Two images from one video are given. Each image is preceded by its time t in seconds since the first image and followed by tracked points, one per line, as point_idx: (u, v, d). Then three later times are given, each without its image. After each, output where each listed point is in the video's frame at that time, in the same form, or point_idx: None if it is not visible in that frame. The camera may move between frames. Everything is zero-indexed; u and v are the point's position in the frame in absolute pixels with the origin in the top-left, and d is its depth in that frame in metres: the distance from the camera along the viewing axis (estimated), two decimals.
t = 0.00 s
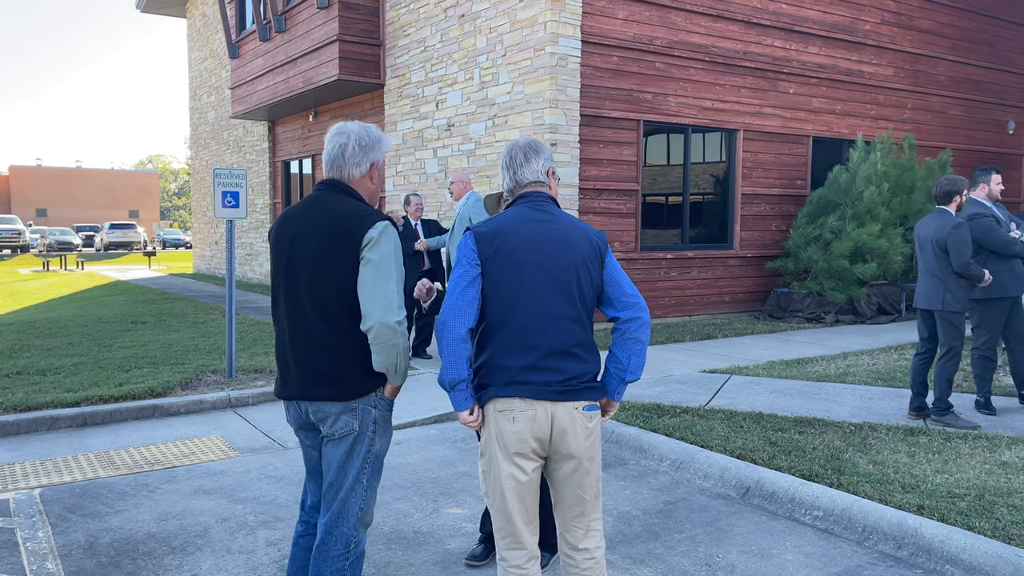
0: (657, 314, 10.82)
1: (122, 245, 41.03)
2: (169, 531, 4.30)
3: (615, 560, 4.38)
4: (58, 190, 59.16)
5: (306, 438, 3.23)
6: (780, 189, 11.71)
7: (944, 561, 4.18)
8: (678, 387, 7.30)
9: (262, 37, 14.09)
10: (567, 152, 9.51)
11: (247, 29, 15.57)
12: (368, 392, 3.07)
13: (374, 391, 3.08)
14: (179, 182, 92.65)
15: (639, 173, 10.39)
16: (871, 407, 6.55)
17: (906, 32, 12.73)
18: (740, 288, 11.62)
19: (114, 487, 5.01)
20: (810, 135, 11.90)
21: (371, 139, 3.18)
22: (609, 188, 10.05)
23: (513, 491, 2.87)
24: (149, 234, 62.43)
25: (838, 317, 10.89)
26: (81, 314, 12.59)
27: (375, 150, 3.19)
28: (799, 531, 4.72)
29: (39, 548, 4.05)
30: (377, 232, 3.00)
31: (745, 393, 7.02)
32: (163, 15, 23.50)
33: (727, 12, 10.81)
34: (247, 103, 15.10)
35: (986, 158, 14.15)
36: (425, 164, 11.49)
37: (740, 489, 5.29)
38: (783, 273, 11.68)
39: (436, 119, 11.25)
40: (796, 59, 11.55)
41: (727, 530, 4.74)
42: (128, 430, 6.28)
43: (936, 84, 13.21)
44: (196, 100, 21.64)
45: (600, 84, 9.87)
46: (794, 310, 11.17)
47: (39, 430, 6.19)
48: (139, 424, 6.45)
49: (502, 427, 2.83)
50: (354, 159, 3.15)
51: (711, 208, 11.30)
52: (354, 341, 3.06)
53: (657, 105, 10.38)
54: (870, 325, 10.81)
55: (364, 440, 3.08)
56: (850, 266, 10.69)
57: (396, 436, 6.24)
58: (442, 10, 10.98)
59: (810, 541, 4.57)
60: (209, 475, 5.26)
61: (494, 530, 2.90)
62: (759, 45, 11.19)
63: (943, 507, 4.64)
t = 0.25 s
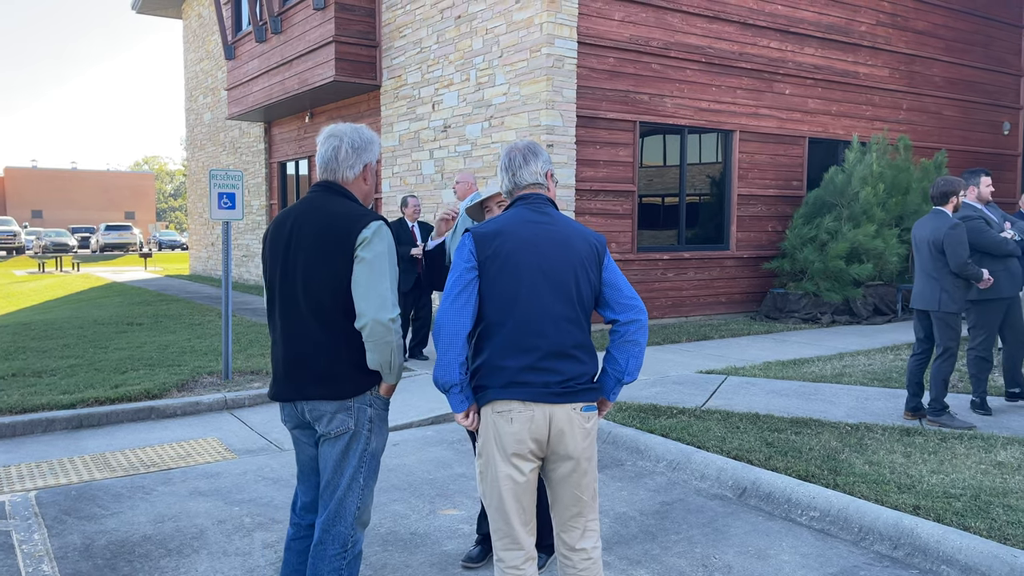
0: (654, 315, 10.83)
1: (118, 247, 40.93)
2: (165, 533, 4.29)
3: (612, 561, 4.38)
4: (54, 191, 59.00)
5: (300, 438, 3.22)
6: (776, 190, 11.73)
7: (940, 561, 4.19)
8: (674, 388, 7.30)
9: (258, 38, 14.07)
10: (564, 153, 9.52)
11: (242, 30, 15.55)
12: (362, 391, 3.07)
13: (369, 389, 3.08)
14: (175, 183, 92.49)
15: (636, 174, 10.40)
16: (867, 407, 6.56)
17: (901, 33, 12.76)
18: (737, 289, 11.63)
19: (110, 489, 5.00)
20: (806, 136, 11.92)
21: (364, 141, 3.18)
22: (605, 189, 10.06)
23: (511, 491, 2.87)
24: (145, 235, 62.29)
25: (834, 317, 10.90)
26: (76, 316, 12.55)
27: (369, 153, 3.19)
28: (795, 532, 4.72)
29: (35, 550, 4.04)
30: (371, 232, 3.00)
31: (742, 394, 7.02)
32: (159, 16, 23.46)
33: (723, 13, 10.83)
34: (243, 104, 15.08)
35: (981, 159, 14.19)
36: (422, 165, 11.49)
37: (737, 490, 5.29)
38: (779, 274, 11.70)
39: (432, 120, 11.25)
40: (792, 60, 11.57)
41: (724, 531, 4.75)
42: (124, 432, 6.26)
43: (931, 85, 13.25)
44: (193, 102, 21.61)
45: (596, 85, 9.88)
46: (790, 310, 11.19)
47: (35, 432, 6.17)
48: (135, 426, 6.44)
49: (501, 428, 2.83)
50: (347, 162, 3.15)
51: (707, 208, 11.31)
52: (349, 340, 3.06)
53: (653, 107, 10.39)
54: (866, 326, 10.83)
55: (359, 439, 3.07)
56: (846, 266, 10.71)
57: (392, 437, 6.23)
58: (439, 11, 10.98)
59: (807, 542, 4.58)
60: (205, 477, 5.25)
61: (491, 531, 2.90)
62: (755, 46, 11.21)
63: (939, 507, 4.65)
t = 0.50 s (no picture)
0: (650, 316, 10.84)
1: (113, 248, 40.82)
2: (161, 535, 4.28)
3: (608, 561, 4.39)
4: (48, 192, 58.82)
5: (292, 438, 3.21)
6: (772, 191, 11.75)
7: (936, 561, 4.20)
8: (670, 389, 7.30)
9: (254, 39, 14.06)
10: (560, 154, 9.52)
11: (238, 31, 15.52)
12: (357, 389, 3.07)
13: (364, 387, 3.08)
14: (170, 184, 92.29)
15: (631, 175, 10.41)
16: (863, 408, 6.58)
17: (896, 34, 12.80)
18: (733, 290, 11.65)
19: (106, 491, 4.99)
20: (801, 137, 11.94)
21: (354, 142, 3.19)
22: (601, 190, 10.07)
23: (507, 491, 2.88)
24: (140, 237, 62.15)
25: (830, 318, 10.93)
26: (71, 317, 12.52)
27: (359, 154, 3.20)
28: (791, 532, 4.73)
29: (30, 553, 4.03)
30: (367, 232, 3.01)
31: (738, 395, 7.03)
32: (154, 17, 23.41)
33: (718, 14, 10.85)
34: (238, 105, 15.06)
35: (976, 160, 14.24)
36: (418, 166, 11.48)
37: (733, 490, 5.30)
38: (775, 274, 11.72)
39: (428, 121, 11.25)
40: (787, 61, 11.59)
41: (720, 531, 4.75)
42: (120, 434, 6.25)
43: (926, 86, 13.29)
44: (188, 103, 21.57)
45: (592, 86, 9.88)
46: (786, 311, 11.20)
47: (30, 434, 6.15)
48: (131, 428, 6.42)
49: (497, 428, 2.84)
50: (338, 162, 3.15)
51: (703, 209, 11.33)
52: (344, 338, 3.06)
53: (649, 108, 10.40)
54: (861, 326, 10.85)
55: (355, 437, 3.07)
56: (842, 267, 10.74)
57: (389, 439, 6.23)
58: (434, 12, 10.98)
59: (802, 542, 4.59)
60: (201, 479, 5.24)
61: (487, 529, 2.90)
62: (751, 47, 11.23)
63: (934, 507, 4.67)
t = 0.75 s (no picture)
0: (645, 316, 10.85)
1: (107, 250, 40.69)
2: (156, 538, 4.27)
3: (603, 562, 4.39)
4: (42, 194, 58.63)
5: (282, 438, 3.18)
6: (766, 191, 11.77)
7: (930, 560, 4.22)
8: (666, 389, 7.30)
9: (248, 40, 14.04)
10: (555, 155, 9.52)
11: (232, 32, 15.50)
12: (350, 388, 3.07)
13: (356, 386, 3.09)
14: (165, 186, 92.08)
15: (626, 176, 10.41)
16: (858, 408, 6.59)
17: (889, 35, 12.84)
18: (727, 290, 11.67)
19: (100, 493, 4.97)
20: (795, 137, 11.97)
21: (350, 146, 3.22)
22: (596, 191, 10.07)
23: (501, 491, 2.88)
24: (135, 239, 61.99)
25: (824, 318, 10.96)
26: (65, 319, 12.48)
27: (353, 157, 3.23)
28: (786, 532, 4.74)
29: (24, 555, 4.01)
30: (361, 233, 3.03)
31: (732, 395, 7.04)
32: (148, 18, 23.36)
33: (713, 15, 10.87)
34: (233, 106, 15.03)
35: (969, 160, 14.29)
36: (413, 167, 11.48)
37: (728, 490, 5.31)
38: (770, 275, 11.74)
39: (423, 122, 11.24)
40: (781, 62, 11.62)
41: (715, 532, 4.76)
42: (114, 436, 6.23)
43: (919, 87, 13.33)
44: (182, 104, 21.52)
45: (587, 87, 9.88)
46: (780, 311, 11.22)
47: (24, 437, 6.13)
48: (125, 430, 6.40)
49: (492, 429, 2.84)
50: (335, 164, 3.17)
51: (698, 210, 11.34)
52: (338, 338, 3.07)
53: (643, 109, 10.41)
54: (855, 326, 10.88)
55: (349, 435, 3.07)
56: (836, 267, 10.76)
57: (384, 440, 6.22)
58: (429, 13, 10.98)
59: (797, 542, 4.60)
60: (195, 481, 5.23)
61: (481, 529, 2.91)
62: (745, 48, 11.26)
63: (928, 507, 4.69)
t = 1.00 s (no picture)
0: (639, 317, 10.86)
1: (100, 251, 40.55)
2: (149, 540, 4.26)
3: (598, 562, 4.40)
4: (35, 195, 58.40)
5: (272, 438, 3.17)
6: (760, 192, 11.80)
7: (922, 560, 4.26)
8: (660, 390, 7.31)
9: (241, 41, 14.02)
10: (549, 156, 9.52)
11: (225, 33, 15.47)
12: (344, 388, 3.08)
13: (349, 386, 3.10)
14: (158, 187, 91.80)
15: (620, 177, 10.42)
16: (851, 408, 6.61)
17: (882, 36, 12.89)
18: (721, 291, 11.69)
19: (93, 495, 4.95)
20: (789, 138, 12.00)
21: (340, 150, 3.26)
22: (590, 192, 10.07)
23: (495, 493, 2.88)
24: (128, 240, 61.79)
25: (818, 318, 10.99)
26: (57, 321, 12.42)
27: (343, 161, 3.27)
28: (780, 532, 4.77)
29: (17, 558, 3.99)
30: (355, 235, 3.06)
31: (725, 395, 7.05)
32: (140, 19, 23.29)
33: (706, 17, 10.89)
34: (226, 108, 15.00)
35: (961, 161, 14.35)
36: (407, 168, 11.47)
37: (722, 490, 5.33)
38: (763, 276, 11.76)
39: (417, 123, 11.24)
40: (774, 64, 11.65)
41: (709, 532, 4.78)
42: (107, 438, 6.21)
43: (911, 88, 13.39)
44: (175, 105, 21.47)
45: (580, 88, 9.89)
46: (774, 312, 11.24)
47: (15, 439, 6.10)
48: (118, 433, 6.38)
49: (487, 430, 2.84)
50: (330, 167, 3.20)
51: (692, 211, 11.36)
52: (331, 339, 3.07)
53: (637, 110, 10.42)
54: (848, 327, 10.92)
55: (344, 434, 3.08)
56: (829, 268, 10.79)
57: (378, 441, 6.21)
58: (423, 14, 10.97)
59: (790, 542, 4.63)
60: (189, 483, 5.22)
61: (475, 531, 2.91)
62: (738, 49, 11.29)
63: (920, 507, 4.72)
